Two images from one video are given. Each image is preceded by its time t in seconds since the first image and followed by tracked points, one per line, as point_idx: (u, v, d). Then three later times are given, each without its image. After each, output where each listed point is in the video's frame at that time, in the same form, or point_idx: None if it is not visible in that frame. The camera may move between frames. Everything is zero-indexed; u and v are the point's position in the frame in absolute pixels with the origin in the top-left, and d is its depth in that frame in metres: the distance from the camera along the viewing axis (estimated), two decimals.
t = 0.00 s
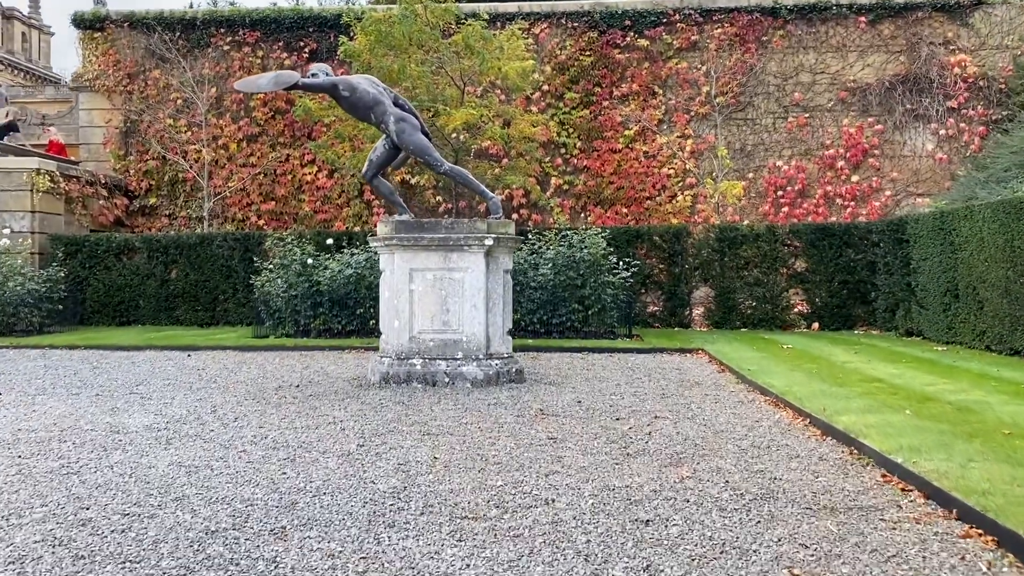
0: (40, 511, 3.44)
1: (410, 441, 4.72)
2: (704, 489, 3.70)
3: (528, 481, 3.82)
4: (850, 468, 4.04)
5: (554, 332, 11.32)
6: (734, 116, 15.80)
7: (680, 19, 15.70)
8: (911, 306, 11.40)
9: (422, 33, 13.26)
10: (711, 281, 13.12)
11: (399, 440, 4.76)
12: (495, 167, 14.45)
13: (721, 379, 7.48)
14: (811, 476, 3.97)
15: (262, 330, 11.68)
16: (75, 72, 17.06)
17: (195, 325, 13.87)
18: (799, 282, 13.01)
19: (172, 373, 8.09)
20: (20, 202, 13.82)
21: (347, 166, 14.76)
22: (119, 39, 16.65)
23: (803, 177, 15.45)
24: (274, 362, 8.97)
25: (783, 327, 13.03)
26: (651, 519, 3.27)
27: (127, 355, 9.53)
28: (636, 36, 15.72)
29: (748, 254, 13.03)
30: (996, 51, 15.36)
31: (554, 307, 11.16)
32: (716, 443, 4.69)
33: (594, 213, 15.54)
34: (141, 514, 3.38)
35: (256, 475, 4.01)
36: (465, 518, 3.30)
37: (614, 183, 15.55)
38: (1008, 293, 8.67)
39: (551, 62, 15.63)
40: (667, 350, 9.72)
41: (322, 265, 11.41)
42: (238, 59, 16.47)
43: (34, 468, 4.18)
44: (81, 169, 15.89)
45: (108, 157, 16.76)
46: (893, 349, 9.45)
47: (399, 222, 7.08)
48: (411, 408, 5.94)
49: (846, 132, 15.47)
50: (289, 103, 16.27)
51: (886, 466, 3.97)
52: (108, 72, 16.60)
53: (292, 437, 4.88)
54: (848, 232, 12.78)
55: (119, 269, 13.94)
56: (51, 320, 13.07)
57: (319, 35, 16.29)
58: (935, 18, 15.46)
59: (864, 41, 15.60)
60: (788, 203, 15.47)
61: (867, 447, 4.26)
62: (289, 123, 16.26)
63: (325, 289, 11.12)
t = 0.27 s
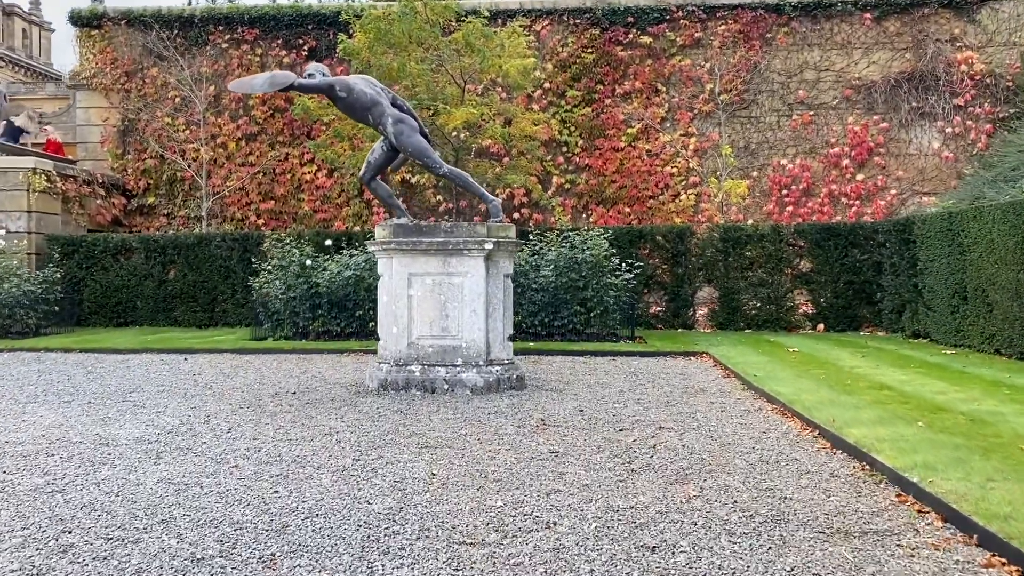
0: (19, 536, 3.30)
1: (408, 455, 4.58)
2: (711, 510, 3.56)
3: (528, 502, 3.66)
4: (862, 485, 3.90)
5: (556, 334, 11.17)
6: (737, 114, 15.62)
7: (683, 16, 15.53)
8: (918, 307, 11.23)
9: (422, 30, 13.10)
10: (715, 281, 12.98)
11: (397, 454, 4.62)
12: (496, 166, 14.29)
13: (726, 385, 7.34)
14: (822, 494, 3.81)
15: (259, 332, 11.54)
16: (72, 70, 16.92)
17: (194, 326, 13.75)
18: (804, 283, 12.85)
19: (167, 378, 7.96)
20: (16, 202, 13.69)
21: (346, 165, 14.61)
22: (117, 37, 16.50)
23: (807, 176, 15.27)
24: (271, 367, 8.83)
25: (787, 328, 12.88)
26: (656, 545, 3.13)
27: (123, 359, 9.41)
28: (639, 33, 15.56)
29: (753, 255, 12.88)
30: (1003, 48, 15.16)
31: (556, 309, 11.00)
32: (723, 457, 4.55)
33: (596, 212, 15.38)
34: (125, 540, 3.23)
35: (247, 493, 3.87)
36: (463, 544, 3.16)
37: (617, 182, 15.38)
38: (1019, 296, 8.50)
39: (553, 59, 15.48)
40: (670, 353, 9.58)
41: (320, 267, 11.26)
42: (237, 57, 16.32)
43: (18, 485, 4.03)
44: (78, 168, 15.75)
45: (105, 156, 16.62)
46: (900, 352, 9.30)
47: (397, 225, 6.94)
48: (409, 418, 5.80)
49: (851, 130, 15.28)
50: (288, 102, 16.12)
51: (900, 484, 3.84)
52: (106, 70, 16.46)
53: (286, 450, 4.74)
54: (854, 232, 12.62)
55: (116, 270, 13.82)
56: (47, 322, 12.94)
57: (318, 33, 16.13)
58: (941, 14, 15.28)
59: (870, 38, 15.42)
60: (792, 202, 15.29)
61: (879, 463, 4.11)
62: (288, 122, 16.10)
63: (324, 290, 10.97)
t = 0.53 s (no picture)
0: None
1: (407, 464, 4.44)
2: (723, 525, 3.42)
3: (532, 518, 3.51)
4: (880, 500, 3.75)
5: (558, 334, 11.01)
6: (741, 111, 15.45)
7: (686, 12, 15.36)
8: (925, 307, 11.07)
9: (422, 26, 12.94)
10: (718, 280, 12.84)
11: (396, 463, 4.48)
12: (497, 164, 14.13)
13: (733, 388, 7.19)
14: (838, 508, 3.67)
15: (257, 332, 11.40)
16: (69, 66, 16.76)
17: (191, 325, 13.61)
18: (808, 282, 12.70)
19: (163, 381, 7.82)
20: (12, 200, 13.54)
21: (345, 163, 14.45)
22: (114, 33, 16.34)
23: (811, 173, 15.11)
24: (269, 369, 8.70)
25: (791, 327, 12.74)
26: (665, 566, 2.99)
27: (119, 360, 9.28)
28: (641, 29, 15.39)
29: (757, 253, 12.74)
30: (1010, 44, 14.98)
31: (558, 309, 10.86)
32: (733, 467, 4.41)
33: (597, 210, 15.23)
34: (110, 559, 3.09)
35: (239, 507, 3.73)
36: (465, 563, 3.01)
37: (619, 179, 15.23)
38: None
39: (554, 55, 15.32)
40: (674, 355, 9.43)
41: (319, 266, 11.12)
42: (235, 53, 16.14)
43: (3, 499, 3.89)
44: (75, 166, 15.60)
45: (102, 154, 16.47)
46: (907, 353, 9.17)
47: (396, 225, 6.79)
48: (409, 424, 5.66)
49: (856, 127, 15.11)
50: (286, 98, 15.95)
51: (919, 497, 3.70)
52: (103, 67, 16.30)
53: (282, 460, 4.59)
54: (859, 230, 12.46)
55: (113, 268, 13.67)
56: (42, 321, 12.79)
57: (317, 29, 15.94)
58: (947, 10, 15.09)
59: (875, 34, 15.25)
60: (796, 199, 15.13)
61: (897, 475, 3.97)
62: (287, 119, 15.93)
63: (322, 290, 10.82)
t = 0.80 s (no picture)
0: None
1: (407, 481, 4.29)
2: (739, 550, 3.27)
3: (538, 544, 3.35)
4: (902, 523, 3.59)
5: (560, 338, 10.86)
6: (744, 111, 15.29)
7: (688, 10, 15.19)
8: (931, 310, 10.92)
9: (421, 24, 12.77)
10: (721, 282, 12.70)
11: (395, 479, 4.32)
12: (497, 164, 13.96)
13: (741, 395, 7.03)
14: (857, 530, 3.52)
15: (254, 335, 11.25)
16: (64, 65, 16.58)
17: (188, 327, 13.46)
18: (812, 283, 12.55)
19: (157, 387, 7.68)
20: (6, 201, 13.38)
21: (343, 163, 14.27)
22: (109, 31, 16.15)
23: (815, 173, 14.95)
24: (266, 375, 8.54)
25: (795, 330, 12.59)
26: None
27: (113, 365, 9.13)
28: (642, 27, 15.23)
29: (760, 255, 12.60)
30: (1015, 43, 14.83)
31: (560, 312, 10.71)
32: (744, 484, 4.26)
33: (598, 211, 15.07)
34: None
35: (232, 529, 3.57)
36: None
37: (620, 179, 15.07)
38: None
39: (555, 54, 15.16)
40: (678, 359, 9.29)
41: (317, 268, 10.97)
42: (232, 51, 15.96)
43: None
44: (70, 165, 15.43)
45: (98, 153, 16.30)
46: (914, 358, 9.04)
47: (396, 229, 6.64)
48: (409, 435, 5.50)
49: (860, 126, 14.94)
50: (284, 97, 15.78)
51: (942, 519, 3.55)
52: (98, 65, 16.12)
53: (276, 475, 4.44)
54: (863, 232, 12.32)
55: (109, 269, 13.51)
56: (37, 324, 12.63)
57: (315, 27, 15.75)
58: (951, 8, 14.94)
59: (879, 33, 15.09)
60: (799, 199, 14.97)
61: (918, 494, 3.82)
62: (284, 118, 15.76)
63: (320, 292, 10.66)
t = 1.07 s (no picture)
0: None
1: (401, 498, 4.12)
2: None
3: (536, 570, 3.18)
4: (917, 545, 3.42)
5: (558, 341, 10.70)
6: (744, 109, 15.12)
7: (688, 7, 15.02)
8: (935, 312, 10.76)
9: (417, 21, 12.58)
10: (721, 283, 12.54)
11: (388, 495, 4.16)
12: (495, 163, 13.78)
13: (744, 403, 6.88)
14: (869, 553, 3.35)
15: (248, 337, 11.08)
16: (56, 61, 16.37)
17: (181, 328, 13.28)
18: (814, 284, 12.40)
19: (146, 394, 7.51)
20: None
21: (339, 161, 14.09)
22: (102, 27, 15.94)
23: (816, 173, 14.78)
24: (258, 380, 8.38)
25: (796, 332, 12.44)
26: None
27: (103, 369, 8.96)
28: (642, 24, 15.06)
29: (760, 255, 12.44)
30: (1018, 40, 14.67)
31: (558, 314, 10.55)
32: (750, 501, 4.10)
33: (597, 210, 14.90)
34: None
35: (216, 552, 3.40)
36: None
37: (619, 178, 14.91)
38: None
39: (553, 51, 14.99)
40: (678, 363, 9.14)
41: (311, 269, 10.81)
42: (226, 48, 15.75)
43: None
44: (62, 163, 15.23)
45: (91, 151, 16.10)
46: (917, 362, 8.90)
47: (391, 232, 6.47)
48: (403, 446, 5.34)
49: (861, 125, 14.78)
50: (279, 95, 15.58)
51: (959, 541, 3.39)
52: (91, 61, 15.92)
53: (265, 491, 4.27)
54: (865, 232, 12.16)
55: (101, 269, 13.34)
56: (27, 324, 12.45)
57: (310, 23, 15.55)
58: (954, 6, 14.77)
59: (881, 30, 14.93)
60: (800, 199, 14.81)
61: (932, 514, 3.66)
62: (279, 116, 15.56)
63: (315, 294, 10.49)
